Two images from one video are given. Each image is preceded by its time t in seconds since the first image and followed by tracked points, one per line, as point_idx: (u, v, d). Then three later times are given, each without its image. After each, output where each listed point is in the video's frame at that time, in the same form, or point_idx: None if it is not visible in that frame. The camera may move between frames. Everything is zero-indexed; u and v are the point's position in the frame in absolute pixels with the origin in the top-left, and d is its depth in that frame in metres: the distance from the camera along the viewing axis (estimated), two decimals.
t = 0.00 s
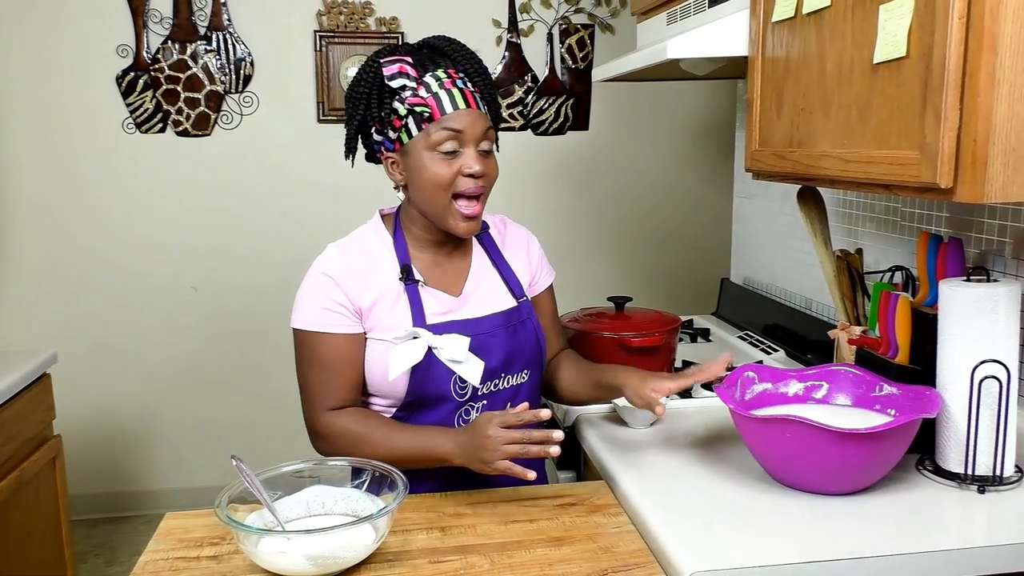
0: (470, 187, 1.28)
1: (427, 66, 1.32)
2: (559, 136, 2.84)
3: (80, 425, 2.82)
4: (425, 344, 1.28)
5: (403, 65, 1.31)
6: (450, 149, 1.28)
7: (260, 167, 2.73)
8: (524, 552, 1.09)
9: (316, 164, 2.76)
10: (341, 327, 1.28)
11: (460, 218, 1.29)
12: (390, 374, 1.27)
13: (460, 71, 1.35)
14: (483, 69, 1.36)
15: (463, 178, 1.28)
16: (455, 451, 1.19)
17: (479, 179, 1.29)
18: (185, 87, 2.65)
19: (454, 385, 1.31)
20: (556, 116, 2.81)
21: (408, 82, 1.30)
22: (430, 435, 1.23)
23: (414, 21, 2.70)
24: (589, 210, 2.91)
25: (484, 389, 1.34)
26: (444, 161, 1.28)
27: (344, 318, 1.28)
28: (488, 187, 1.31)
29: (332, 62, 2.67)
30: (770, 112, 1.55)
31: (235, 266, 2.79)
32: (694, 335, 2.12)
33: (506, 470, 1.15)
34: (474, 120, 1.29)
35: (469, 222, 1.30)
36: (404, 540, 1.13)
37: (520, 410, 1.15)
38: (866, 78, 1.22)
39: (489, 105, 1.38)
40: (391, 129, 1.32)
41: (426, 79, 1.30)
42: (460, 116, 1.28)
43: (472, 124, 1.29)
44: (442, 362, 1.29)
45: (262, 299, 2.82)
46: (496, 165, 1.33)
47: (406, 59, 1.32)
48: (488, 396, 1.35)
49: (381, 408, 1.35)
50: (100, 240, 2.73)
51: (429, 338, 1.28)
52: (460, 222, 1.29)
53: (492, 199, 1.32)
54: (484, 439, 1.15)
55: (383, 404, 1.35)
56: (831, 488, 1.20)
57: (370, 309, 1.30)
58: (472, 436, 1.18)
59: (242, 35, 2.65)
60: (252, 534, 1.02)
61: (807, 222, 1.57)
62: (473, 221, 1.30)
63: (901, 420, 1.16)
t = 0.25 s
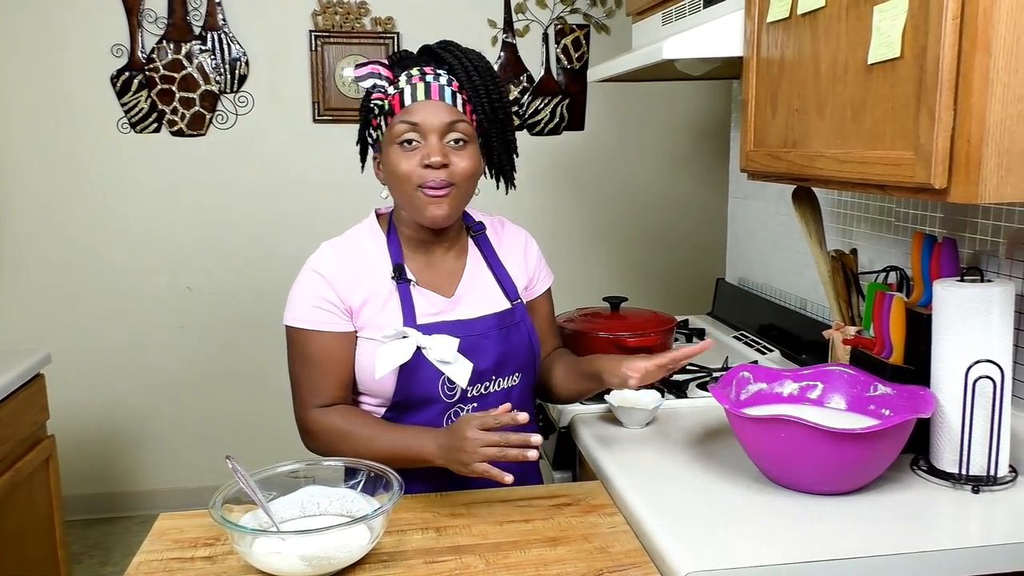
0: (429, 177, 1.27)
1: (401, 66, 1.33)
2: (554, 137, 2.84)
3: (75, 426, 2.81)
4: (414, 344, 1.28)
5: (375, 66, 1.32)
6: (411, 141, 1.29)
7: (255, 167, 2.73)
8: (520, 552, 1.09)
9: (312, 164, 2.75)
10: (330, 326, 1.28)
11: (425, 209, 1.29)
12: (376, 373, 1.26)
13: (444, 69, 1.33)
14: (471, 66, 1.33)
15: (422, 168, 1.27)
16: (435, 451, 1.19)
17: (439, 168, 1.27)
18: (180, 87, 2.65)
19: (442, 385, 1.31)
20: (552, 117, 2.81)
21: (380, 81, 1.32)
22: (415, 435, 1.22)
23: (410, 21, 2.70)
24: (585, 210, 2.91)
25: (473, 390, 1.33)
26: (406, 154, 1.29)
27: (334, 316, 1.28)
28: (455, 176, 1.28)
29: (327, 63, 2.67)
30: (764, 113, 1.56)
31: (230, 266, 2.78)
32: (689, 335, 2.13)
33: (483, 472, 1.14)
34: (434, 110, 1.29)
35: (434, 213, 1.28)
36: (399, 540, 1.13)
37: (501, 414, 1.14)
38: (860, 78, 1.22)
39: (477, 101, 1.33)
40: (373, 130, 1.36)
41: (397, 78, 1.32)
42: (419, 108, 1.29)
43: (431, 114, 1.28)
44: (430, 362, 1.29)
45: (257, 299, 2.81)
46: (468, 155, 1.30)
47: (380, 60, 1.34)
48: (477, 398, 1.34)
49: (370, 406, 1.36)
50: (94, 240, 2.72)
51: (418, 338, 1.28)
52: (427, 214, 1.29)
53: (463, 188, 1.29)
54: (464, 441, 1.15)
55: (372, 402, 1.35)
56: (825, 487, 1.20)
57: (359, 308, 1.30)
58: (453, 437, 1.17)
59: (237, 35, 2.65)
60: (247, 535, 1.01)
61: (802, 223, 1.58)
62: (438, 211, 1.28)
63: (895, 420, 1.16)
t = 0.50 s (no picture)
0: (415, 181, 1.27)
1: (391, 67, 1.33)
2: (551, 137, 2.84)
3: (70, 426, 2.80)
4: (402, 340, 1.27)
5: (365, 66, 1.32)
6: (397, 144, 1.29)
7: (251, 167, 2.73)
8: (516, 552, 1.09)
9: (308, 164, 2.75)
10: (322, 321, 1.28)
11: (411, 213, 1.28)
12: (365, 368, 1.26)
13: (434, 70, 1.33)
14: (461, 69, 1.33)
15: (407, 171, 1.27)
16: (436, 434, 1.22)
17: (425, 173, 1.27)
18: (175, 87, 2.64)
19: (430, 381, 1.31)
20: (548, 117, 2.81)
21: (370, 82, 1.32)
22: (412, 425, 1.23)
23: (406, 21, 2.70)
24: (581, 210, 2.91)
25: (461, 388, 1.33)
26: (392, 157, 1.29)
27: (326, 311, 1.28)
28: (439, 179, 1.28)
29: (323, 62, 2.67)
30: (760, 113, 1.56)
31: (226, 266, 2.78)
32: (686, 335, 2.13)
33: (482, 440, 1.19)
34: (420, 114, 1.28)
35: (420, 216, 1.28)
36: (395, 540, 1.13)
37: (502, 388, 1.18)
38: (856, 79, 1.22)
39: (466, 104, 1.33)
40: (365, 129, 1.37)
41: (387, 79, 1.31)
42: (405, 111, 1.28)
43: (417, 118, 1.28)
44: (418, 357, 1.29)
45: (253, 299, 2.81)
46: (454, 159, 1.30)
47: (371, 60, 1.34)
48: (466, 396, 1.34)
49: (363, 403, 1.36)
50: (89, 239, 2.72)
51: (406, 334, 1.28)
52: (411, 217, 1.28)
53: (449, 192, 1.29)
54: (465, 415, 1.18)
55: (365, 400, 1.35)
56: (821, 487, 1.20)
57: (351, 304, 1.30)
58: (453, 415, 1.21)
59: (233, 35, 2.64)
60: (243, 535, 1.01)
61: (798, 222, 1.58)
62: (424, 215, 1.28)
63: (890, 420, 1.16)
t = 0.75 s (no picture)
0: (405, 186, 1.27)
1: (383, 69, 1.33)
2: (548, 137, 2.84)
3: (66, 427, 2.80)
4: (391, 339, 1.28)
5: (357, 68, 1.32)
6: (388, 149, 1.29)
7: (248, 167, 2.73)
8: (513, 552, 1.09)
9: (305, 164, 2.75)
10: (317, 317, 1.28)
11: (402, 216, 1.29)
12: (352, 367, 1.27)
13: (426, 71, 1.32)
14: (453, 70, 1.33)
15: (398, 177, 1.27)
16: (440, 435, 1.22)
17: (416, 178, 1.27)
18: (172, 87, 2.64)
19: (421, 379, 1.31)
20: (545, 117, 2.81)
21: (362, 84, 1.32)
22: (412, 422, 1.25)
23: (403, 22, 2.70)
24: (578, 210, 2.91)
25: (453, 387, 1.34)
26: (383, 162, 1.29)
27: (322, 307, 1.28)
28: (431, 185, 1.28)
29: (320, 63, 2.67)
30: (756, 113, 1.57)
31: (223, 266, 2.78)
32: (683, 335, 2.13)
33: (483, 451, 1.16)
34: (411, 118, 1.28)
35: (411, 220, 1.29)
36: (392, 540, 1.13)
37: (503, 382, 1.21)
38: (852, 79, 1.22)
39: (458, 107, 1.33)
40: (356, 131, 1.36)
41: (379, 82, 1.31)
42: (396, 116, 1.28)
43: (408, 122, 1.27)
44: (408, 356, 1.29)
45: (250, 299, 2.81)
46: (445, 163, 1.30)
47: (362, 61, 1.33)
48: (457, 395, 1.34)
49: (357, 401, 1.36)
50: (85, 239, 2.71)
51: (396, 333, 1.28)
52: (402, 221, 1.29)
53: (440, 196, 1.29)
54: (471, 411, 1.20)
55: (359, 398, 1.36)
56: (817, 487, 1.21)
57: (347, 301, 1.30)
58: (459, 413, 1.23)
59: (229, 35, 2.64)
60: (240, 536, 1.01)
61: (794, 222, 1.57)
62: (414, 219, 1.29)
63: (886, 420, 1.16)
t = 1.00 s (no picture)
0: (406, 201, 1.25)
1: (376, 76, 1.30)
2: (545, 137, 2.84)
3: (63, 427, 2.80)
4: (386, 334, 1.28)
5: (350, 76, 1.28)
6: (386, 163, 1.26)
7: (245, 167, 2.72)
8: (510, 552, 1.09)
9: (302, 164, 2.75)
10: (315, 313, 1.28)
11: (404, 228, 1.28)
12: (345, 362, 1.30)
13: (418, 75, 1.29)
14: (444, 71, 1.29)
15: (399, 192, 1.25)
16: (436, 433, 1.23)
17: (417, 192, 1.25)
18: (168, 87, 2.64)
19: (415, 375, 1.31)
20: (542, 117, 2.81)
21: (355, 93, 1.28)
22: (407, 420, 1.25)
23: (400, 21, 2.70)
24: (576, 210, 2.91)
25: (448, 384, 1.33)
26: (382, 176, 1.26)
27: (320, 303, 1.29)
28: (432, 197, 1.27)
29: (317, 62, 2.66)
30: (754, 114, 1.56)
31: (220, 266, 2.77)
32: (680, 335, 2.13)
33: (472, 452, 1.16)
34: (408, 132, 1.24)
35: (414, 231, 1.28)
36: (389, 540, 1.13)
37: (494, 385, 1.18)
38: (849, 80, 1.22)
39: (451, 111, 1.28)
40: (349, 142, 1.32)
41: (373, 91, 1.27)
42: (393, 130, 1.24)
43: (405, 136, 1.24)
44: (403, 352, 1.29)
45: (247, 299, 2.81)
46: (445, 172, 1.27)
47: (355, 68, 1.29)
48: (452, 392, 1.34)
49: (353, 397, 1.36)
50: (81, 239, 2.71)
51: (390, 328, 1.28)
52: (405, 232, 1.28)
53: (442, 205, 1.28)
54: (463, 411, 1.20)
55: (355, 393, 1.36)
56: (815, 487, 1.21)
57: (345, 298, 1.30)
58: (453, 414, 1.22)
59: (226, 35, 2.64)
60: (237, 536, 1.01)
61: (791, 222, 1.58)
62: (417, 229, 1.28)
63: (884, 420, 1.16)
